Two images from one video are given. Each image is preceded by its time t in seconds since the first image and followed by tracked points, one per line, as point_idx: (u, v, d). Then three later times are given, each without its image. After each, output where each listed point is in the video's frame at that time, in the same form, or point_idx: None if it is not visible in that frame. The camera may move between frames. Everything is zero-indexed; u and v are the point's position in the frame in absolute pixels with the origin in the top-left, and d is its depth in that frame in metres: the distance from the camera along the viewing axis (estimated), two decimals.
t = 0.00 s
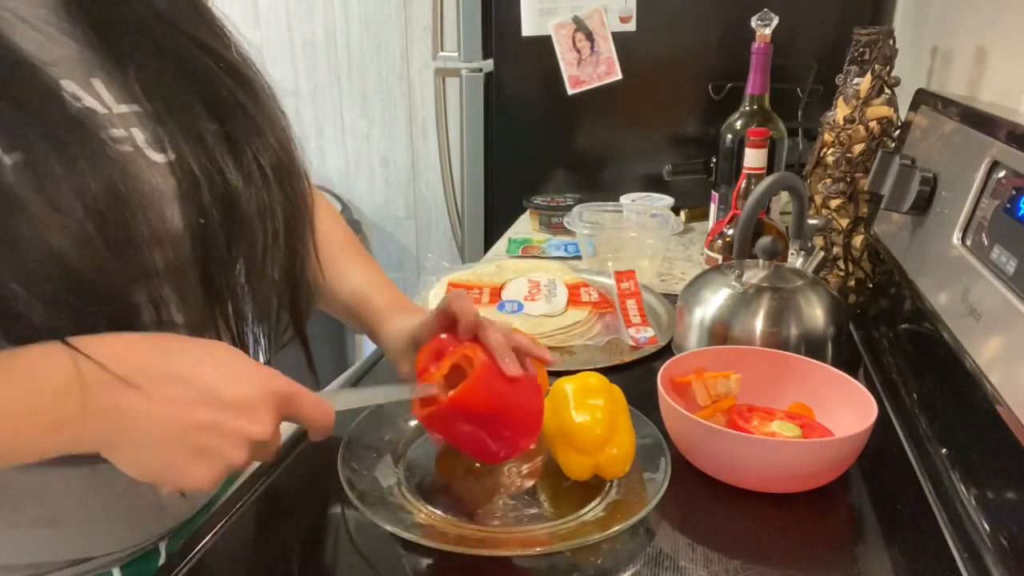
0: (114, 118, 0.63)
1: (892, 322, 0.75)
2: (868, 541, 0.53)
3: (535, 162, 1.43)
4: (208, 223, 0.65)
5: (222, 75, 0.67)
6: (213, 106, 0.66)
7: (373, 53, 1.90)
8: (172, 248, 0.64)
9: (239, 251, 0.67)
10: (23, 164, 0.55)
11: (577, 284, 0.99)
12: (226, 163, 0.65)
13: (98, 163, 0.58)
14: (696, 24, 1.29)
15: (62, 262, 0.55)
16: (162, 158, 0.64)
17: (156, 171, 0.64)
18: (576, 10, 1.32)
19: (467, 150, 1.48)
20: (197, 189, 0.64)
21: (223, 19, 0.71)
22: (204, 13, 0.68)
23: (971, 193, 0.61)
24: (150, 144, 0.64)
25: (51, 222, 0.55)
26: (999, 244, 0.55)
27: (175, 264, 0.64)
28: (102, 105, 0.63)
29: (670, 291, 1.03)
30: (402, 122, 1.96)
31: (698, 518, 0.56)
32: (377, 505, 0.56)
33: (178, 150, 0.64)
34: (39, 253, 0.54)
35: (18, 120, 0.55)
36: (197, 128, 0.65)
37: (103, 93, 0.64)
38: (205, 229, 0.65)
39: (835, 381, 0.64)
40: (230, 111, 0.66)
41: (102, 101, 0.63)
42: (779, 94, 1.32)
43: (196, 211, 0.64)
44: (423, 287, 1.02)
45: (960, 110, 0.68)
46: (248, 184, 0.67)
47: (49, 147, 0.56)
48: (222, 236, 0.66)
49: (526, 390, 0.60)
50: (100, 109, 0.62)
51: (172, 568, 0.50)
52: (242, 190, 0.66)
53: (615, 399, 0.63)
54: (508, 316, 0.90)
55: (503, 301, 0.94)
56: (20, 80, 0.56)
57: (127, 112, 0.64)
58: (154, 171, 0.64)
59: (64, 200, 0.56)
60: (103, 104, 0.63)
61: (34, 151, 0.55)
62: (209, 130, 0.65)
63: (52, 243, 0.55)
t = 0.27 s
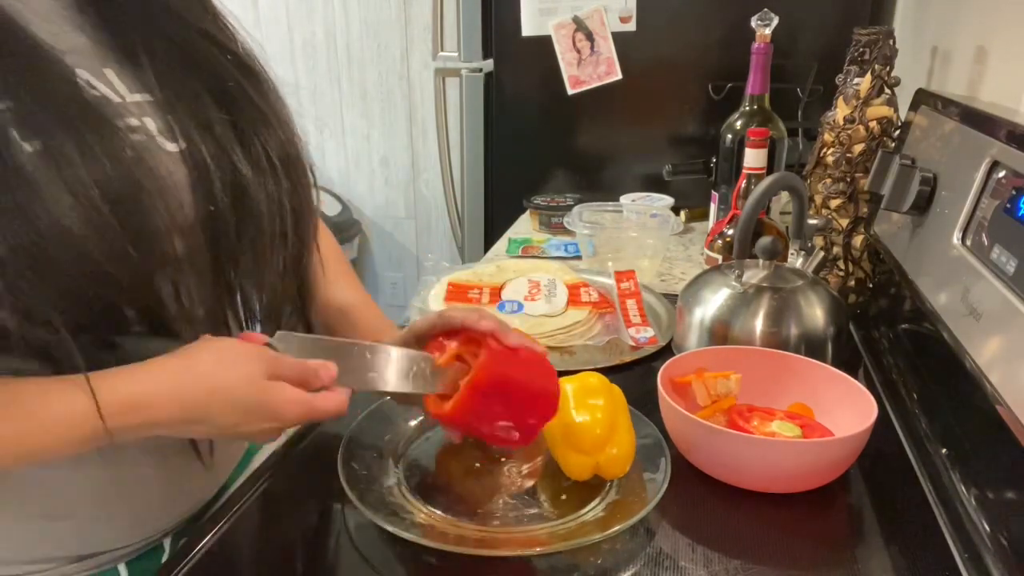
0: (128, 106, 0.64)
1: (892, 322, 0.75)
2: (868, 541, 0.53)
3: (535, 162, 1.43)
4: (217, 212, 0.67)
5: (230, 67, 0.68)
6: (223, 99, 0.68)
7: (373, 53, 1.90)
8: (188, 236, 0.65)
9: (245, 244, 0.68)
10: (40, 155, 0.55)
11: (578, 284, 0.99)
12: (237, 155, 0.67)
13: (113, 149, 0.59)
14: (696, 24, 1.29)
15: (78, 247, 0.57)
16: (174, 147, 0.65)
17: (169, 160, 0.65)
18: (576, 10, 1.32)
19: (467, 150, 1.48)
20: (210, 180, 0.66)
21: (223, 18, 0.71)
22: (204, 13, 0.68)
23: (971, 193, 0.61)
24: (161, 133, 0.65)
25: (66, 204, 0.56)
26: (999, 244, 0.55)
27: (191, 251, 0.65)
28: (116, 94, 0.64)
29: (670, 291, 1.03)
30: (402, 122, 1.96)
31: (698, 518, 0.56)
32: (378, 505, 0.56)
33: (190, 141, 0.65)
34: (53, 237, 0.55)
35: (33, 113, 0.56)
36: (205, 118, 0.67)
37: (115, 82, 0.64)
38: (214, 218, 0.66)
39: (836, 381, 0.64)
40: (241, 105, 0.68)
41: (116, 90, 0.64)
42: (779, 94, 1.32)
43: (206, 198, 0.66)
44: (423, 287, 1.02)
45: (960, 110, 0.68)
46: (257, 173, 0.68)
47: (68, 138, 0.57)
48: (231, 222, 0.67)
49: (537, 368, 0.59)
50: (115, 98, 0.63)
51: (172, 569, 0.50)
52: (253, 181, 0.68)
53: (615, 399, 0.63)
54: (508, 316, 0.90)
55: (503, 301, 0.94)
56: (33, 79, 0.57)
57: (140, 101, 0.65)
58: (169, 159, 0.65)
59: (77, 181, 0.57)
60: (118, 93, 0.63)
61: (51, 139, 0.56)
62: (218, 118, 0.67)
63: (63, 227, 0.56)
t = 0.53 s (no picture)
0: (121, 109, 0.64)
1: (892, 322, 0.75)
2: (868, 540, 0.53)
3: (535, 162, 1.43)
4: (211, 208, 0.65)
5: (221, 64, 0.67)
6: (214, 98, 0.66)
7: (373, 53, 1.90)
8: (180, 237, 0.63)
9: (237, 245, 0.67)
10: (35, 159, 0.52)
11: (578, 284, 0.99)
12: (229, 152, 0.66)
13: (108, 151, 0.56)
14: (696, 24, 1.29)
15: (74, 249, 0.53)
16: (166, 149, 0.65)
17: (164, 163, 0.64)
18: (576, 10, 1.32)
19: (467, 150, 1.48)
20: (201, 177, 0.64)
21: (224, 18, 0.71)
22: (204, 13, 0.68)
23: (971, 193, 0.61)
24: (155, 134, 0.65)
25: (60, 204, 0.52)
26: (999, 244, 0.55)
27: (183, 255, 0.64)
28: (108, 97, 0.64)
29: (670, 291, 1.03)
30: (401, 122, 1.96)
31: (698, 518, 0.56)
32: (378, 505, 0.56)
33: (183, 141, 0.63)
34: (47, 242, 0.51)
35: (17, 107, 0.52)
36: (197, 113, 0.64)
37: (108, 85, 0.65)
38: (208, 214, 0.65)
39: (836, 381, 0.64)
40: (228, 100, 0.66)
41: (107, 92, 0.64)
42: (779, 94, 1.32)
43: (199, 192, 0.64)
44: (423, 287, 1.02)
45: (960, 110, 0.68)
46: (250, 171, 0.67)
47: (61, 138, 0.53)
48: (226, 220, 0.66)
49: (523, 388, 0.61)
50: (107, 102, 0.63)
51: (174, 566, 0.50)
52: (248, 181, 0.67)
53: (614, 399, 0.63)
54: (508, 316, 0.90)
55: (503, 301, 0.94)
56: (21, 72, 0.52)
57: (133, 103, 0.65)
58: (160, 161, 0.65)
59: (70, 183, 0.54)
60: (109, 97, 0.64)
61: (34, 130, 0.52)
62: (209, 116, 0.65)
63: (60, 229, 0.52)
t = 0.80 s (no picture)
0: (130, 114, 0.64)
1: (892, 322, 0.75)
2: (869, 540, 0.53)
3: (535, 162, 1.43)
4: (217, 211, 0.67)
5: (224, 67, 0.68)
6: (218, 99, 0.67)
7: (373, 53, 1.90)
8: (188, 241, 0.65)
9: (244, 246, 0.68)
10: (49, 166, 0.54)
11: (578, 284, 0.99)
12: (236, 158, 0.67)
13: (117, 153, 0.58)
14: (696, 24, 1.29)
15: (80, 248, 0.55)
16: (176, 155, 0.66)
17: (170, 167, 0.66)
18: (576, 10, 1.32)
19: (467, 150, 1.48)
20: (209, 182, 0.66)
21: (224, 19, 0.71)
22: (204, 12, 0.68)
23: (971, 193, 0.61)
24: (163, 139, 0.66)
25: (71, 204, 0.55)
26: (999, 244, 0.55)
27: (192, 259, 0.65)
28: (118, 103, 0.64)
29: (670, 291, 1.03)
30: (401, 122, 1.96)
31: (698, 518, 0.56)
32: (378, 505, 0.56)
33: (190, 146, 0.66)
34: (58, 242, 0.54)
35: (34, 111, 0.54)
36: (202, 118, 0.66)
37: (117, 90, 0.65)
38: (214, 217, 0.67)
39: (836, 381, 0.64)
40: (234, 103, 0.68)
41: (118, 98, 0.64)
42: (779, 94, 1.32)
43: (204, 196, 0.66)
44: (423, 287, 1.02)
45: (960, 110, 0.68)
46: (255, 173, 0.68)
47: (70, 141, 0.55)
48: (231, 221, 0.68)
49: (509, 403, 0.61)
50: (117, 106, 0.63)
51: (173, 568, 0.50)
52: (254, 184, 0.68)
53: (614, 399, 0.63)
54: (508, 316, 0.90)
55: (503, 301, 0.94)
56: (37, 81, 0.55)
57: (142, 109, 0.65)
58: (168, 166, 0.66)
59: (81, 184, 0.56)
60: (120, 102, 0.64)
61: (46, 131, 0.54)
62: (215, 120, 0.67)
63: (71, 230, 0.54)
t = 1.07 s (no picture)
0: (133, 115, 0.61)
1: (892, 322, 0.75)
2: (869, 541, 0.53)
3: (535, 162, 1.43)
4: (225, 206, 0.64)
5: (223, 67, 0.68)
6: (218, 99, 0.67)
7: (373, 53, 1.90)
8: (193, 241, 0.60)
9: (252, 241, 0.66)
10: (50, 177, 0.50)
11: (578, 284, 0.99)
12: (242, 152, 0.65)
13: (119, 156, 0.54)
14: (696, 24, 1.29)
15: (88, 257, 0.51)
16: (182, 154, 0.62)
17: (177, 167, 0.62)
18: (576, 10, 1.32)
19: (466, 150, 1.48)
20: (215, 179, 0.63)
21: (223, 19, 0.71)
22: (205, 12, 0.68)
23: (971, 193, 0.61)
24: (167, 138, 0.62)
25: (72, 214, 0.50)
26: (999, 244, 0.55)
27: (197, 260, 0.60)
28: (121, 103, 0.60)
29: (670, 291, 1.03)
30: (401, 121, 1.96)
31: (698, 518, 0.56)
32: (378, 505, 0.56)
33: (195, 144, 0.63)
34: (63, 252, 0.50)
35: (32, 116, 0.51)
36: (207, 115, 0.63)
37: (117, 89, 0.61)
38: (223, 213, 0.63)
39: (836, 381, 0.64)
40: (237, 97, 0.65)
41: (119, 98, 0.61)
42: (779, 94, 1.32)
43: (212, 194, 0.63)
44: (423, 287, 1.02)
45: (960, 110, 0.68)
46: (261, 167, 0.66)
47: (72, 148, 0.51)
48: (240, 219, 0.65)
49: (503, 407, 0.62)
50: (120, 107, 0.60)
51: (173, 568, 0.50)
52: (260, 178, 0.65)
53: (614, 399, 0.63)
54: (508, 316, 0.90)
55: (503, 301, 0.94)
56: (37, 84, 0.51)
57: (145, 108, 0.62)
58: (175, 166, 0.62)
59: (81, 190, 0.51)
60: (122, 102, 0.60)
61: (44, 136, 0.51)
62: (219, 115, 0.64)
63: (73, 240, 0.50)
